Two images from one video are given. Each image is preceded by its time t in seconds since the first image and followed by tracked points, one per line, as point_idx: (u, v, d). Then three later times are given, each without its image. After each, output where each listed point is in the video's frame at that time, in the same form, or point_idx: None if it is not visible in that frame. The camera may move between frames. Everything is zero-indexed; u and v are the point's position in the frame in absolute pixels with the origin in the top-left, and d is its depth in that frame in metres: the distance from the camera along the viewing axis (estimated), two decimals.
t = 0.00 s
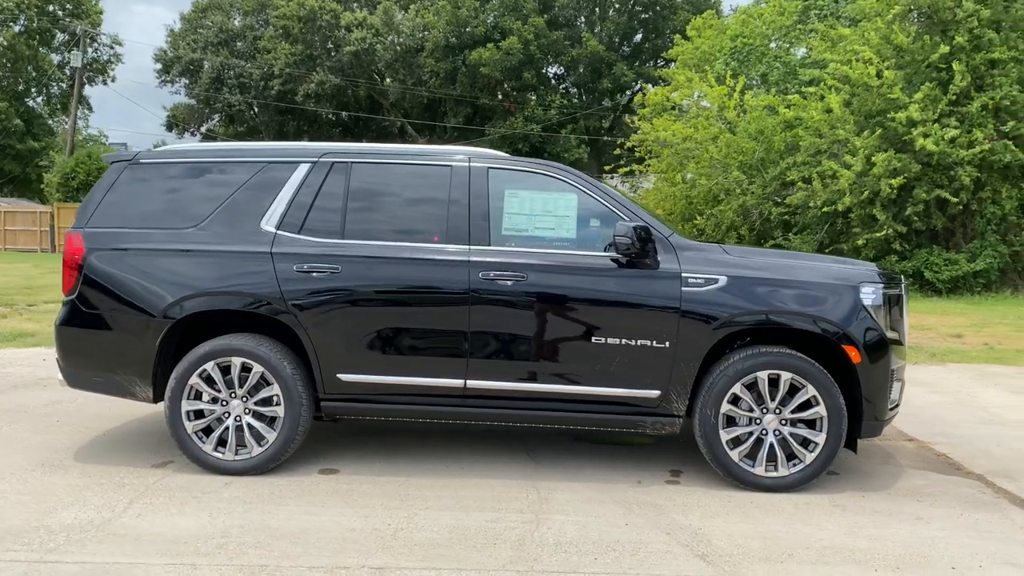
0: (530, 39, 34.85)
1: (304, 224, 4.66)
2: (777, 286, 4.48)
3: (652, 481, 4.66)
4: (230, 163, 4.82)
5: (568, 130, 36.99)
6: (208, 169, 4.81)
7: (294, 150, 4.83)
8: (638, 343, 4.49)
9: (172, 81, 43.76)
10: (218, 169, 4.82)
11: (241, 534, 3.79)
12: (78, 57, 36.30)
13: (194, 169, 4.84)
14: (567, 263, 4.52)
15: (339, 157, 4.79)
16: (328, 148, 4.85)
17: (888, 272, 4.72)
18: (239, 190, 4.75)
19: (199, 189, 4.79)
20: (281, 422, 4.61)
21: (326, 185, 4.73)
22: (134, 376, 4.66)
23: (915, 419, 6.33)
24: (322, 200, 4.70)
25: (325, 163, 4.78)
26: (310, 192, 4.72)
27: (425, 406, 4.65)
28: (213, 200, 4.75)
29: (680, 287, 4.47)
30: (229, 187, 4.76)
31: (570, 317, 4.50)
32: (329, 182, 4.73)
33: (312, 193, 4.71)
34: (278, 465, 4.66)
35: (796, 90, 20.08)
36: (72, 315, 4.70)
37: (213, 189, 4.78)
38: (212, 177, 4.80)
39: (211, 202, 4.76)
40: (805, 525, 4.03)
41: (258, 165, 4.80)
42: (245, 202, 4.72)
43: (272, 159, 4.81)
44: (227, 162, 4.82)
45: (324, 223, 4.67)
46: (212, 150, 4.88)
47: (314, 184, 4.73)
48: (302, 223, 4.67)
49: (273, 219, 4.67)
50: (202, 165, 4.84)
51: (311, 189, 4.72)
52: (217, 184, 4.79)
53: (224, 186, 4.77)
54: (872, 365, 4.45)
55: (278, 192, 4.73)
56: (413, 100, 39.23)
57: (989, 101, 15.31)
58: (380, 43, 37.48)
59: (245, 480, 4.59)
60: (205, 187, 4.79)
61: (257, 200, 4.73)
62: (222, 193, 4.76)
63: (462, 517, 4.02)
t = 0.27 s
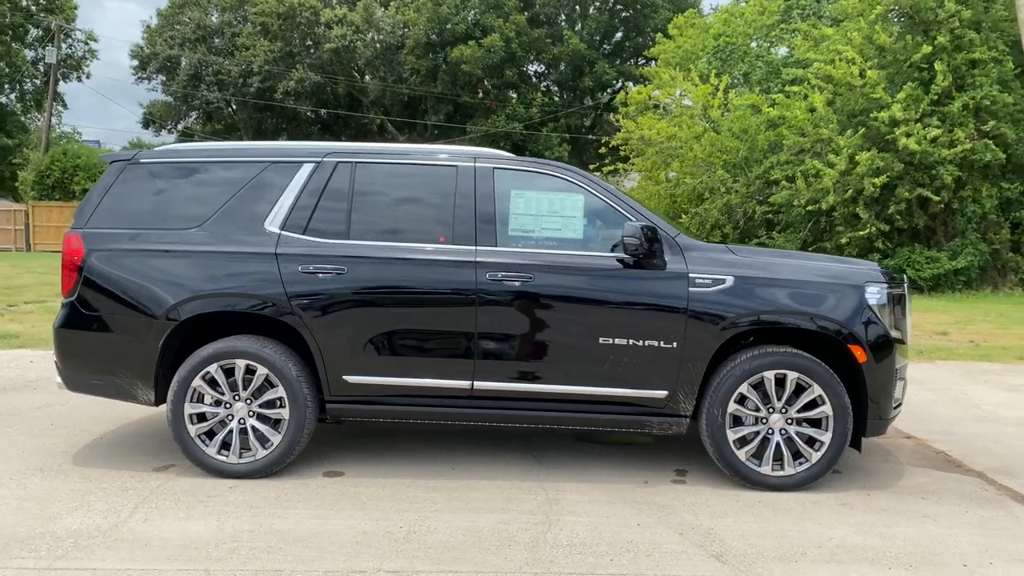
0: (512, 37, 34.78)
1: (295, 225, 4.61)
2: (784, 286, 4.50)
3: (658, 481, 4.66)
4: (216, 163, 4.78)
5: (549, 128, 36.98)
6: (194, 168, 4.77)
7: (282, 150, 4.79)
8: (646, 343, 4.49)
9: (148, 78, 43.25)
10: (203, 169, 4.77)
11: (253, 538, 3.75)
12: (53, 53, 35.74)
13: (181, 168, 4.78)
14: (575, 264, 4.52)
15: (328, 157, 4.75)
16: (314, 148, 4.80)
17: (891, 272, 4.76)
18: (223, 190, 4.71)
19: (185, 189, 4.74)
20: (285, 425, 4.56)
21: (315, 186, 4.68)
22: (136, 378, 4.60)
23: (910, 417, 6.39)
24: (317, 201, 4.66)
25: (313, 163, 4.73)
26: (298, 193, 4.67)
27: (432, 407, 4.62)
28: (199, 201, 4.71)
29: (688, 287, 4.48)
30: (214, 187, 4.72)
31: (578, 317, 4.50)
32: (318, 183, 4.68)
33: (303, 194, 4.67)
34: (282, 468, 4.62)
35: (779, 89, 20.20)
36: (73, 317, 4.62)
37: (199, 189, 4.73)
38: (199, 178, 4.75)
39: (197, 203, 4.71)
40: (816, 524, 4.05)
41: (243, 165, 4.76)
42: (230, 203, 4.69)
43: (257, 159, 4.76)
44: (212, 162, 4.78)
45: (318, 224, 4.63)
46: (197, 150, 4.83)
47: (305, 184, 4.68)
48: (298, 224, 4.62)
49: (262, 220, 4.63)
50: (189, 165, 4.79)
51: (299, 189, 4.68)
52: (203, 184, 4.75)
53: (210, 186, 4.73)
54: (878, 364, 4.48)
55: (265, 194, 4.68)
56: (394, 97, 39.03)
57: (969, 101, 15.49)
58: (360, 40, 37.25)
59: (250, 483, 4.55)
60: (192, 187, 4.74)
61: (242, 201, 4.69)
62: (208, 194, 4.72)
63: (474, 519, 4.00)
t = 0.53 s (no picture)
0: (496, 34, 34.71)
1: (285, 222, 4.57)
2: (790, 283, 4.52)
3: (664, 479, 4.67)
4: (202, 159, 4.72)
5: (533, 126, 36.99)
6: (182, 165, 4.70)
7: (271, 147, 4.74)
8: (653, 340, 4.49)
9: (128, 74, 42.79)
10: (191, 166, 4.71)
11: (263, 538, 3.70)
12: (31, 48, 35.23)
13: (176, 164, 4.72)
14: (582, 260, 4.51)
15: (317, 152, 4.69)
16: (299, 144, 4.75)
17: (895, 269, 4.79)
18: (211, 187, 4.67)
19: (174, 187, 4.68)
20: (291, 424, 4.52)
21: (303, 182, 4.63)
22: (138, 377, 4.54)
23: (907, 412, 6.44)
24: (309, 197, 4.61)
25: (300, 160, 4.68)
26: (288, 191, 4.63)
27: (438, 405, 4.60)
28: (187, 199, 4.65)
29: (695, 284, 4.48)
30: (202, 184, 4.67)
31: (586, 314, 4.49)
32: (307, 179, 4.64)
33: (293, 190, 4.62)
34: (287, 468, 4.58)
35: (764, 88, 20.32)
36: (72, 316, 4.56)
37: (188, 186, 4.68)
38: (194, 174, 4.70)
39: (184, 201, 4.65)
40: (825, 520, 4.07)
41: (229, 162, 4.71)
42: (218, 201, 4.64)
43: (243, 156, 4.71)
44: (205, 158, 4.72)
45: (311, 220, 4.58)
46: (184, 145, 4.77)
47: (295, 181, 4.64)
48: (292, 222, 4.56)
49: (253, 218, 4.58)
50: (175, 162, 4.72)
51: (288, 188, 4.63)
52: (198, 181, 4.69)
53: (198, 183, 4.68)
54: (883, 360, 4.51)
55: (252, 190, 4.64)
56: (377, 94, 38.85)
57: (953, 100, 15.63)
58: (343, 37, 37.06)
59: (255, 483, 4.50)
60: (186, 185, 4.68)
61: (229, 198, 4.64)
62: (197, 191, 4.67)
63: (485, 517, 3.98)
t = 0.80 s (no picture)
0: (480, 31, 34.61)
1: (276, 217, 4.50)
2: (802, 279, 4.50)
3: (676, 475, 4.64)
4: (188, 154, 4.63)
5: (518, 123, 36.93)
6: (177, 161, 4.61)
7: (259, 141, 4.66)
8: (666, 337, 4.46)
9: (107, 70, 42.29)
10: (187, 162, 4.62)
11: (278, 540, 3.64)
12: (8, 44, 34.73)
13: (180, 158, 4.63)
14: (594, 256, 4.47)
15: (305, 147, 4.62)
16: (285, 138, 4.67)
17: (904, 265, 4.78)
18: (199, 184, 4.58)
19: (162, 183, 4.59)
20: (299, 423, 4.45)
21: (293, 177, 4.57)
22: (143, 377, 4.46)
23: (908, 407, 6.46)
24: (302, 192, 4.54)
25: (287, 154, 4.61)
26: (277, 186, 4.56)
27: (449, 403, 4.55)
28: (175, 196, 4.56)
29: (708, 280, 4.45)
30: (190, 180, 4.59)
31: (597, 311, 4.45)
32: (298, 173, 4.57)
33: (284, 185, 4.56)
34: (295, 468, 4.51)
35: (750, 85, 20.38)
36: (74, 314, 4.47)
37: (176, 183, 4.59)
38: (197, 170, 4.61)
39: (180, 198, 4.57)
40: (841, 515, 4.06)
41: (215, 158, 4.62)
42: (205, 197, 4.57)
43: (228, 152, 4.63)
44: (209, 153, 4.64)
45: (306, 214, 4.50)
46: (180, 141, 4.68)
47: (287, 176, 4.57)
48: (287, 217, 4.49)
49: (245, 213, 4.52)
50: (162, 158, 4.63)
51: (277, 184, 4.56)
52: (201, 176, 4.60)
53: (186, 180, 4.59)
54: (894, 356, 4.51)
55: (241, 185, 4.58)
56: (360, 91, 38.62)
57: (939, 97, 15.72)
58: (326, 33, 36.81)
59: (263, 483, 4.43)
60: (190, 180, 4.59)
61: (217, 194, 4.57)
62: (185, 188, 4.58)
63: (501, 516, 3.93)
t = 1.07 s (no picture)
0: (464, 28, 34.48)
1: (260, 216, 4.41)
2: (814, 278, 4.48)
3: (687, 477, 4.60)
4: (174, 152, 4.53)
5: (501, 121, 36.85)
6: (179, 159, 4.52)
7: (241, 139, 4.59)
8: (678, 337, 4.41)
9: (85, 66, 41.73)
10: (189, 160, 4.52)
11: (292, 547, 3.56)
12: None
13: (183, 156, 4.53)
14: (605, 255, 4.41)
15: (289, 144, 4.55)
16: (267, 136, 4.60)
17: (914, 264, 4.77)
18: (186, 182, 4.49)
19: (163, 182, 4.49)
20: (306, 426, 4.37)
21: (276, 173, 4.49)
22: (145, 380, 4.35)
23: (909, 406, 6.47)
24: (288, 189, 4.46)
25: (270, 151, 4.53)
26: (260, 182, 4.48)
27: (458, 405, 4.48)
28: (169, 195, 4.46)
29: (720, 280, 4.41)
30: (177, 179, 4.49)
31: (609, 311, 4.40)
32: (281, 169, 4.49)
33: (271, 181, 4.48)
34: (302, 472, 4.43)
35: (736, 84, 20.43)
36: (74, 316, 4.36)
37: (172, 181, 4.49)
38: (200, 168, 4.51)
39: (182, 197, 4.47)
40: (857, 517, 4.04)
41: (199, 156, 4.53)
42: (192, 195, 4.47)
43: (210, 150, 4.54)
44: (213, 151, 4.54)
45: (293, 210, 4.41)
46: (183, 139, 4.59)
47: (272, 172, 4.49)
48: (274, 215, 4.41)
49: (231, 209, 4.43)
50: (156, 154, 4.53)
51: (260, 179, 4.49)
52: (203, 175, 4.50)
53: (172, 179, 4.49)
54: (906, 355, 4.49)
55: (245, 184, 4.49)
56: (343, 88, 38.35)
57: (925, 96, 15.81)
58: (308, 30, 36.53)
59: (270, 488, 4.34)
60: (192, 179, 4.50)
61: (202, 193, 4.48)
62: (181, 186, 4.49)
63: (516, 521, 3.87)
